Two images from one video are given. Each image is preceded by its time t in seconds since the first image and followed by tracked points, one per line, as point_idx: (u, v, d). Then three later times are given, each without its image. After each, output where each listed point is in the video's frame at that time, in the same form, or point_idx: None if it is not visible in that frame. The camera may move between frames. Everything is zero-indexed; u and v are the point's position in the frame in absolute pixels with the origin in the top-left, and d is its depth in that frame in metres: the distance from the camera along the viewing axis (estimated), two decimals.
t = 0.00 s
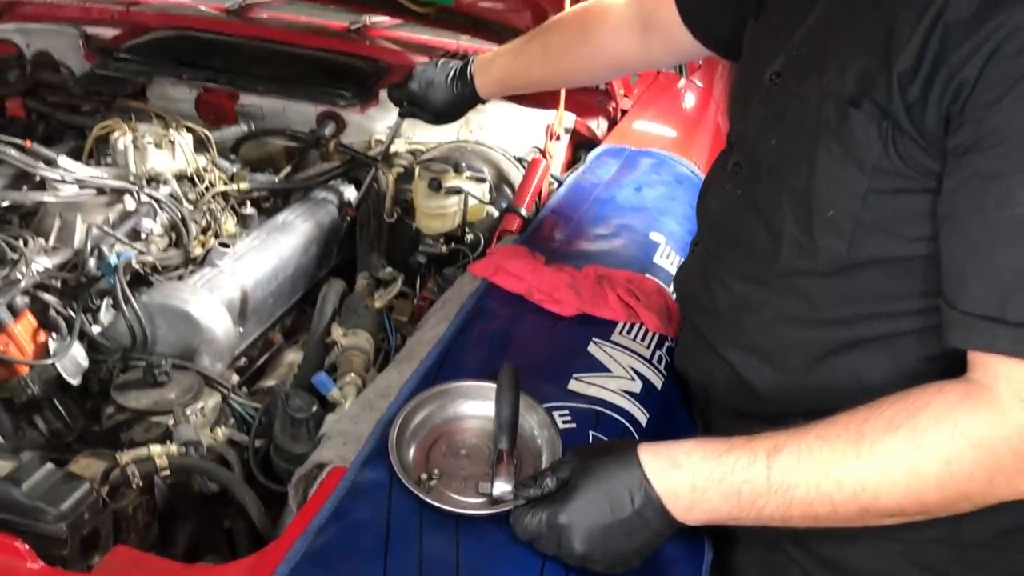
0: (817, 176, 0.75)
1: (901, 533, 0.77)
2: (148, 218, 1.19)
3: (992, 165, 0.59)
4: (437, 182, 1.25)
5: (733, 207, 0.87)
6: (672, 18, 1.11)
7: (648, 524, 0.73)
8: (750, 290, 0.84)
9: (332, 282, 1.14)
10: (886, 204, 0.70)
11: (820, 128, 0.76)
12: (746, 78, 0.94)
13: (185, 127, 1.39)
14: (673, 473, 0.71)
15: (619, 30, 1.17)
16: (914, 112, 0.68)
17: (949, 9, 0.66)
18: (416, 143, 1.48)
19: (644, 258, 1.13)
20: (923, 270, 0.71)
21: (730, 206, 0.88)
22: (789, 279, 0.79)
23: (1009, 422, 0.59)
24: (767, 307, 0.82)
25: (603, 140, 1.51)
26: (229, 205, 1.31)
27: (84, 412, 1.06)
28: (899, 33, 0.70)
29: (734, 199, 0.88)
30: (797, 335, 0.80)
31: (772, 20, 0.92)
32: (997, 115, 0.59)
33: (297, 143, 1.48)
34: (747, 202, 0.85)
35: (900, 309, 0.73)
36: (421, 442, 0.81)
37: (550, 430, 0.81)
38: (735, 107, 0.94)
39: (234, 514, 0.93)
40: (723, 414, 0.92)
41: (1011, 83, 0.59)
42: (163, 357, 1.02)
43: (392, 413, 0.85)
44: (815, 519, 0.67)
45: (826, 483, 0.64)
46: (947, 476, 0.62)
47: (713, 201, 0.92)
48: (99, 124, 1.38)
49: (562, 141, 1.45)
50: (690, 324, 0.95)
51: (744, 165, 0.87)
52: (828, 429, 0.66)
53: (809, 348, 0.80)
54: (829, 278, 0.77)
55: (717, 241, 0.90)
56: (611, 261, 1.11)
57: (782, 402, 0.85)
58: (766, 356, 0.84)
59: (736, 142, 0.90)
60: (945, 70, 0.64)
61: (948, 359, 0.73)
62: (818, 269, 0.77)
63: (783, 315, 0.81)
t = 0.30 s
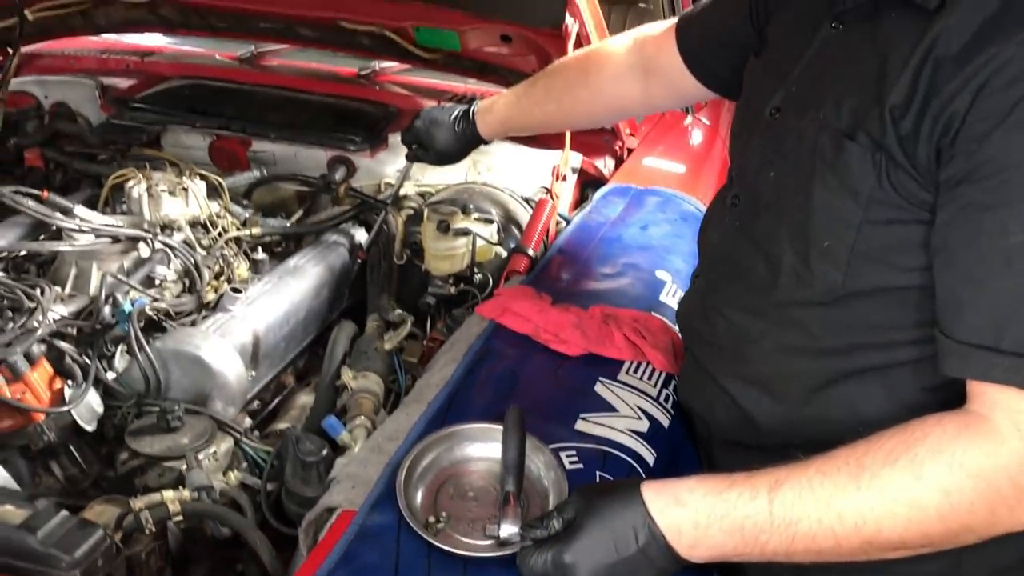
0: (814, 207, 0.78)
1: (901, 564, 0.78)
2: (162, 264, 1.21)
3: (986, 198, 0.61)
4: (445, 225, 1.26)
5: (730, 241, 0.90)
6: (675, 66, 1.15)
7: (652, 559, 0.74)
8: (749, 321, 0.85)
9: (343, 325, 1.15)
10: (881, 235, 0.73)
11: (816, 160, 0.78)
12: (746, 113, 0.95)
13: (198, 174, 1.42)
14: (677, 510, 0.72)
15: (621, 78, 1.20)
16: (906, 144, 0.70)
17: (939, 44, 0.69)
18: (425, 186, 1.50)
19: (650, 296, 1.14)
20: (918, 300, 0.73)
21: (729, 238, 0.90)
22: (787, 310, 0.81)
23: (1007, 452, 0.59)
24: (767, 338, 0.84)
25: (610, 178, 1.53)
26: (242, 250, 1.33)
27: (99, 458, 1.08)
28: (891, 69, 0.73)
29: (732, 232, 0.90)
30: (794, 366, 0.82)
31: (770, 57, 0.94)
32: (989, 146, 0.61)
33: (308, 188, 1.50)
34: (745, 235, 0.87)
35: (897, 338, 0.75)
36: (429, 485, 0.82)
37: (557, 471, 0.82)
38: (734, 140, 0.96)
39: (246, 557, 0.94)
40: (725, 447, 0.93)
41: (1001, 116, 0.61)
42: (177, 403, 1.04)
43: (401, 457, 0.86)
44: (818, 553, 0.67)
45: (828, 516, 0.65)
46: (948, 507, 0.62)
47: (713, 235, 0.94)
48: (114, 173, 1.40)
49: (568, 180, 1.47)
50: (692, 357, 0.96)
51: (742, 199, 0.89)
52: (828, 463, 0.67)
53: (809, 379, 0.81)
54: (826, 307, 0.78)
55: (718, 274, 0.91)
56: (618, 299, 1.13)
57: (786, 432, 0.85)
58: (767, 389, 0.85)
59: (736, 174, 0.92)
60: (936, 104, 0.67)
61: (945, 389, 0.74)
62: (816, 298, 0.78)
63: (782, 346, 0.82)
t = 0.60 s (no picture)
0: (817, 243, 0.79)
1: None
2: (172, 311, 1.22)
3: (986, 230, 0.63)
4: (452, 267, 1.28)
5: (734, 278, 0.91)
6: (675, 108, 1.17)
7: None
8: (754, 358, 0.87)
9: (351, 369, 1.16)
10: (884, 268, 0.74)
11: (818, 194, 0.79)
12: (746, 152, 0.95)
13: (206, 222, 1.43)
14: (687, 550, 0.71)
15: (620, 119, 1.22)
16: (908, 179, 0.72)
17: (936, 79, 0.70)
18: (432, 229, 1.52)
19: (656, 336, 1.14)
20: (923, 333, 0.74)
21: (735, 275, 0.91)
22: (794, 345, 0.82)
23: (1013, 482, 0.61)
24: (774, 374, 0.85)
25: (614, 219, 1.54)
26: (250, 295, 1.34)
27: (109, 506, 1.08)
28: (891, 104, 0.75)
29: (737, 270, 0.91)
30: (802, 402, 0.83)
31: (770, 98, 0.95)
32: (986, 180, 0.63)
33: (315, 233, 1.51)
34: (750, 272, 0.88)
35: (906, 372, 0.76)
36: (438, 528, 0.82)
37: (564, 513, 0.82)
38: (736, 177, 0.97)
39: None
40: (738, 486, 0.94)
41: (997, 149, 0.63)
42: (187, 450, 1.04)
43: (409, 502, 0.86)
44: None
45: (837, 553, 0.65)
46: (956, 540, 0.63)
47: (717, 275, 0.95)
48: (124, 222, 1.42)
49: (573, 222, 1.49)
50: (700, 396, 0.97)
51: (745, 237, 0.90)
52: (835, 499, 0.68)
53: (820, 414, 0.82)
54: (831, 343, 0.80)
55: (726, 311, 0.92)
56: (624, 339, 1.13)
57: (793, 471, 0.87)
58: (776, 426, 0.86)
59: (739, 211, 0.93)
60: (934, 138, 0.68)
61: (951, 422, 0.76)
62: (821, 334, 0.80)
63: (788, 383, 0.84)
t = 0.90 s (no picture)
0: (811, 314, 0.84)
1: None
2: (180, 370, 1.24)
3: (972, 301, 0.68)
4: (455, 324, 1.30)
5: (733, 343, 0.96)
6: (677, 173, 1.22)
7: None
8: (755, 424, 0.91)
9: (356, 428, 1.18)
10: (877, 338, 0.79)
11: (813, 267, 0.84)
12: (741, 221, 1.01)
13: (216, 281, 1.46)
14: None
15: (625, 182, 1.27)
16: (892, 253, 0.78)
17: (917, 157, 0.76)
18: (436, 287, 1.55)
19: (657, 394, 1.16)
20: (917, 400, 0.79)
21: (731, 339, 0.96)
22: (795, 413, 0.87)
23: (1010, 549, 0.68)
24: (777, 439, 0.89)
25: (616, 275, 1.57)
26: (257, 354, 1.36)
27: (117, 564, 1.10)
28: (873, 182, 0.81)
29: (735, 336, 0.95)
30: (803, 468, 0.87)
31: (764, 169, 1.00)
32: (968, 256, 0.69)
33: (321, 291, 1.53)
34: (750, 340, 0.93)
35: (903, 438, 0.81)
36: None
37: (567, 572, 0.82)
38: (732, 245, 1.01)
39: None
40: (741, 548, 0.97)
41: (974, 227, 0.69)
42: (195, 509, 1.06)
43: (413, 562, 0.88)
44: None
45: None
46: None
47: (717, 344, 0.99)
48: (135, 282, 1.45)
49: (575, 279, 1.51)
50: (705, 464, 1.00)
51: (743, 304, 0.95)
52: (838, 566, 0.73)
53: (820, 479, 0.86)
54: (830, 410, 0.84)
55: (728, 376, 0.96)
56: (626, 398, 1.15)
57: (797, 533, 0.90)
58: (778, 491, 0.90)
59: (734, 279, 0.98)
60: (916, 216, 0.74)
61: (943, 486, 0.81)
62: (821, 402, 0.84)
63: (792, 446, 0.88)
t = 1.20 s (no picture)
0: (818, 374, 0.87)
1: None
2: (190, 426, 1.25)
3: (984, 358, 0.72)
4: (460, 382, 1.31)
5: (734, 406, 0.98)
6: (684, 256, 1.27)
7: None
8: (762, 483, 0.94)
9: (363, 483, 1.20)
10: (883, 396, 0.82)
11: (815, 327, 0.88)
12: (737, 282, 1.04)
13: (225, 336, 1.48)
14: None
15: (633, 265, 1.31)
16: (898, 311, 0.81)
17: (917, 220, 0.80)
18: (442, 342, 1.58)
19: (661, 450, 1.18)
20: (927, 454, 0.82)
21: (734, 402, 0.98)
22: (801, 471, 0.89)
23: None
24: (780, 500, 0.92)
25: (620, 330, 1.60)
26: (266, 410, 1.38)
27: None
28: (874, 242, 0.85)
29: (736, 396, 0.98)
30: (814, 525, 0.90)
31: (758, 233, 1.04)
32: (979, 312, 0.73)
33: (329, 347, 1.56)
34: (750, 399, 0.95)
35: (914, 491, 0.84)
36: None
37: None
38: (729, 305, 1.05)
39: None
40: None
41: (987, 283, 0.73)
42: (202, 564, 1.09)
43: None
44: None
45: None
46: None
47: (717, 402, 1.02)
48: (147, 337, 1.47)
49: (580, 335, 1.53)
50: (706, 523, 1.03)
51: (742, 364, 0.98)
52: None
53: (827, 536, 0.89)
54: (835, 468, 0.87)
55: (730, 435, 0.98)
56: (631, 454, 1.17)
57: None
58: (788, 548, 0.93)
59: (731, 340, 1.01)
60: (922, 276, 0.78)
61: (956, 539, 0.84)
62: (832, 460, 0.87)
63: (800, 507, 0.90)
